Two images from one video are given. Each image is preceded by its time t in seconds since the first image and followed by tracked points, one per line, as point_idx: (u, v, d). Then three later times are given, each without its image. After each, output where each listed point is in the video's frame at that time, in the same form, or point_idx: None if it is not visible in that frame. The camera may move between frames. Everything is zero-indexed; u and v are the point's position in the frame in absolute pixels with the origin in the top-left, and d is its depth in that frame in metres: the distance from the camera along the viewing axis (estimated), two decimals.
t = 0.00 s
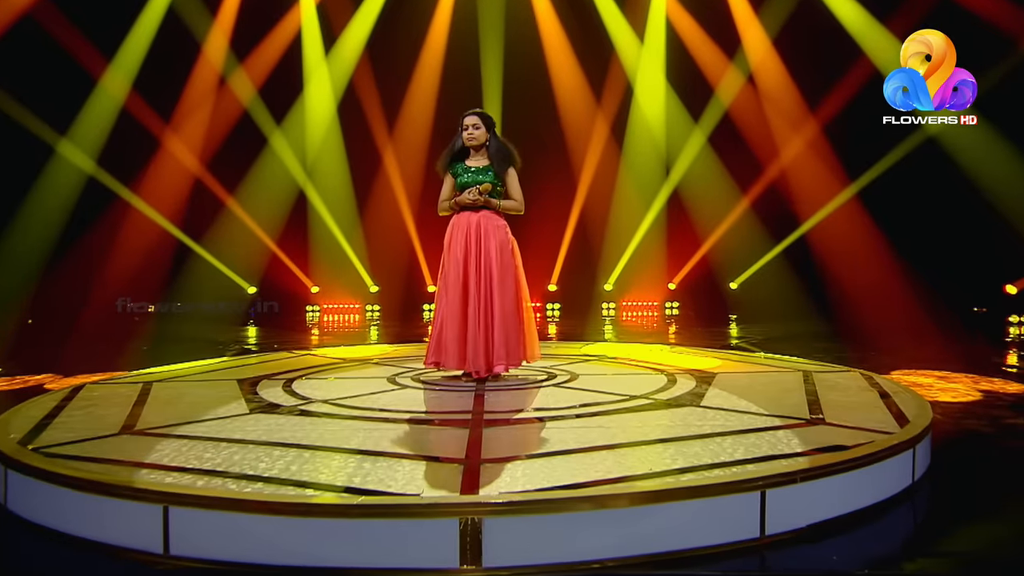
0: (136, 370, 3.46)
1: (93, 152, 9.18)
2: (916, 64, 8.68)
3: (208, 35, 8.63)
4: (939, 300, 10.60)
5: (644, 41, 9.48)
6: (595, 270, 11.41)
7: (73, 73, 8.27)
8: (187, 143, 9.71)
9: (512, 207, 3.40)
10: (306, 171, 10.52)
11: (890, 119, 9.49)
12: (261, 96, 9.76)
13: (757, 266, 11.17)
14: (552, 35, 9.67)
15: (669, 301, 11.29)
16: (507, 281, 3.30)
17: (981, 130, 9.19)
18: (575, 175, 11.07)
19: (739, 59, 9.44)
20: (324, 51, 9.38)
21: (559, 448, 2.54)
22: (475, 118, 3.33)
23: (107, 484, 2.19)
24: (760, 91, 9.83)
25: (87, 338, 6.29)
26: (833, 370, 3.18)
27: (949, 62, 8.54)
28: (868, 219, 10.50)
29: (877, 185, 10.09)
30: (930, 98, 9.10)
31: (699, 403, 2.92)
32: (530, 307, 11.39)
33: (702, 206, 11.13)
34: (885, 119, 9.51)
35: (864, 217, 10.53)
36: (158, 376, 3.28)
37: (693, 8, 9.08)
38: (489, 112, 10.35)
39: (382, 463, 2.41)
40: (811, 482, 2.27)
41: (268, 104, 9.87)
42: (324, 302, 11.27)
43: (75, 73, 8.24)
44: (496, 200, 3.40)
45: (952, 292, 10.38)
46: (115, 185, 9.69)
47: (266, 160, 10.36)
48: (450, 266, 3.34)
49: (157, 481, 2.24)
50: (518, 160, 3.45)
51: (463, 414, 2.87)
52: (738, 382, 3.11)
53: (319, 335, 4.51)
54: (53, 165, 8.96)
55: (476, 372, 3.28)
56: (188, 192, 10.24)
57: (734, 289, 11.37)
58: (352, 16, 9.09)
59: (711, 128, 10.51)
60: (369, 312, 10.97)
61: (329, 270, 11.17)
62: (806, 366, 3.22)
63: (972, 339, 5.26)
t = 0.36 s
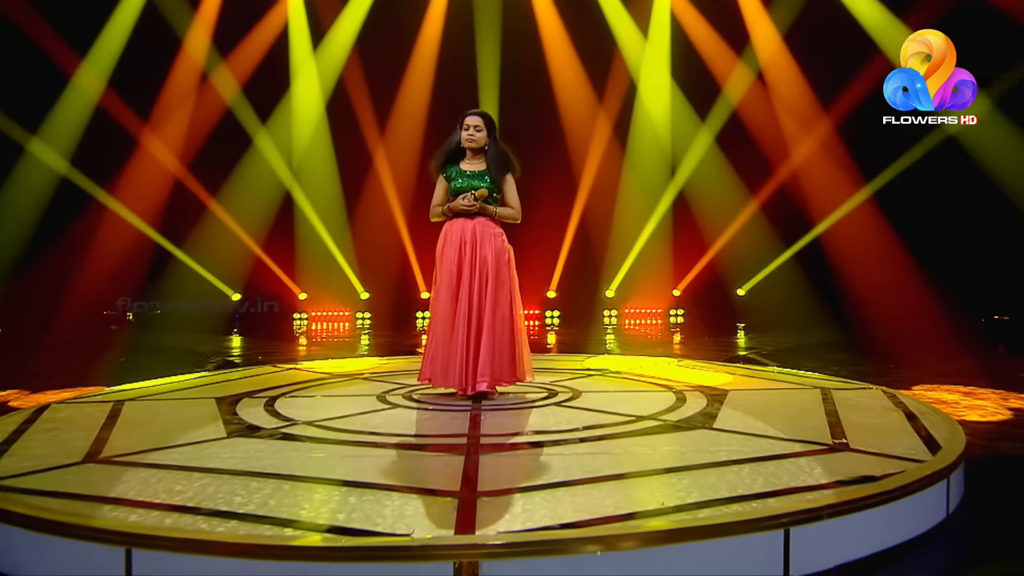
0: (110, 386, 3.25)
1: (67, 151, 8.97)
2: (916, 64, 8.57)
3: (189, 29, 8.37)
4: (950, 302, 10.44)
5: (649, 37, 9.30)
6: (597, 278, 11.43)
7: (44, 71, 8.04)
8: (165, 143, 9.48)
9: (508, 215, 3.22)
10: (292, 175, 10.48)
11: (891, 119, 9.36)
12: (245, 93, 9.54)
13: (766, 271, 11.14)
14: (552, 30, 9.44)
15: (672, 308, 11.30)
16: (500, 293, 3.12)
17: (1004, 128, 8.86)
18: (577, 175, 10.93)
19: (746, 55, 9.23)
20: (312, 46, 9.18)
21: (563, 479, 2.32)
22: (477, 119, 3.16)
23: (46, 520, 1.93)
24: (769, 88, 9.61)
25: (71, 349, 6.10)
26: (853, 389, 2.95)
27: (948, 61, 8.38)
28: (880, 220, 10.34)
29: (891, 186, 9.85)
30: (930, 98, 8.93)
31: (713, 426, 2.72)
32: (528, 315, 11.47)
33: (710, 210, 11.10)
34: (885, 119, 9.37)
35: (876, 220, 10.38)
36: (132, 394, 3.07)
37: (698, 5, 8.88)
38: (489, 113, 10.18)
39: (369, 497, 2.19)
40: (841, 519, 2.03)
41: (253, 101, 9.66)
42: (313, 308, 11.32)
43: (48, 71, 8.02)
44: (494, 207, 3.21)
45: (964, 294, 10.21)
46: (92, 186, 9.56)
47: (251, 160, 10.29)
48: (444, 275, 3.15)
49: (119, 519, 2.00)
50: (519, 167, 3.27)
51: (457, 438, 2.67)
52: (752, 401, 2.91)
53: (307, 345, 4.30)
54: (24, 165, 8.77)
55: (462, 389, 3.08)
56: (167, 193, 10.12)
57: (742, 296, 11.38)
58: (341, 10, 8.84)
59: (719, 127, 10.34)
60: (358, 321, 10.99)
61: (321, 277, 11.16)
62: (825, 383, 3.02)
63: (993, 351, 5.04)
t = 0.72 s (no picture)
0: (78, 406, 3.03)
1: (36, 151, 8.69)
2: (916, 64, 8.45)
3: (169, 21, 8.02)
4: (971, 306, 10.10)
5: (653, 31, 8.98)
6: (600, 284, 11.45)
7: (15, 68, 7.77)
8: (141, 141, 9.27)
9: (506, 222, 3.09)
10: (278, 176, 10.50)
11: (890, 119, 9.25)
12: (227, 90, 9.37)
13: (777, 278, 11.01)
14: (552, 24, 9.11)
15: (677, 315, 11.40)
16: (510, 304, 2.98)
17: None
18: (579, 177, 10.91)
19: (756, 51, 8.96)
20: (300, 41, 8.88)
21: (568, 513, 2.12)
22: (478, 121, 3.00)
23: None
24: (781, 85, 9.37)
25: (47, 359, 5.89)
26: (877, 408, 2.75)
27: (949, 61, 8.23)
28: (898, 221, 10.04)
29: (909, 187, 9.57)
30: (930, 97, 8.81)
31: (728, 450, 2.54)
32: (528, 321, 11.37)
33: (717, 212, 11.03)
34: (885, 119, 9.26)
35: (894, 222, 10.07)
36: (101, 416, 2.86)
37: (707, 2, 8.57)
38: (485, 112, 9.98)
39: (356, 536, 1.96)
40: (874, 563, 1.79)
41: (236, 97, 9.49)
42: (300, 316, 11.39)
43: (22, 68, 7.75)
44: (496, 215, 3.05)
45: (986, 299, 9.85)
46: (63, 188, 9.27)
47: (236, 158, 10.18)
48: (452, 289, 2.91)
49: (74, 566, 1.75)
50: (510, 172, 3.15)
51: (452, 465, 2.47)
52: (767, 423, 2.72)
53: (292, 356, 4.09)
54: None
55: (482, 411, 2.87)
56: (144, 194, 9.92)
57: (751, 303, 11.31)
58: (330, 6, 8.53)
59: (726, 127, 10.26)
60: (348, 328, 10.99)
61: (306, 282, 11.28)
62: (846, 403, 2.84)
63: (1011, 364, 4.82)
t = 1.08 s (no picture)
0: (42, 427, 2.83)
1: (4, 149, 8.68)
2: (916, 64, 8.44)
3: (146, 15, 7.75)
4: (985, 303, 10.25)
5: (657, 24, 8.77)
6: (602, 289, 11.28)
7: None
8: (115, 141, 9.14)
9: (506, 227, 2.91)
10: (262, 177, 10.30)
11: (890, 119, 9.15)
12: (208, 87, 9.12)
13: (790, 283, 10.90)
14: (550, 15, 8.89)
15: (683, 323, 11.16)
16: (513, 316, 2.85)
17: None
18: (581, 179, 10.66)
19: (767, 45, 8.73)
20: (286, 33, 8.63)
21: (571, 552, 1.84)
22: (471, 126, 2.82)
23: None
24: (793, 81, 9.11)
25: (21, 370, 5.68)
26: (904, 429, 2.60)
27: (949, 62, 8.25)
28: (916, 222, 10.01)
29: (928, 188, 9.51)
30: (930, 97, 8.84)
31: (746, 478, 2.33)
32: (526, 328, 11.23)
33: (726, 214, 10.81)
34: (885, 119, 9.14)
35: (913, 222, 10.03)
36: (66, 440, 2.65)
37: None
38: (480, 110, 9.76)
39: None
40: None
41: (218, 96, 9.27)
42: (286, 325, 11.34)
43: None
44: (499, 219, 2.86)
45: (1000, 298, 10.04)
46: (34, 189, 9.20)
47: (213, 155, 9.95)
48: (460, 303, 2.74)
49: None
50: (507, 172, 2.98)
51: (448, 496, 2.25)
52: (787, 448, 2.53)
53: (278, 372, 3.90)
54: None
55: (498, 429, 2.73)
56: (118, 196, 9.85)
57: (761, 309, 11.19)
58: None
59: (736, 125, 9.99)
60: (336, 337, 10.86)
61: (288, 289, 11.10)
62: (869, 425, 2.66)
63: None
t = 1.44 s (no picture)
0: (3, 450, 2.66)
1: None
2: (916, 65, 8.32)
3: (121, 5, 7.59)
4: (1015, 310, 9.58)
5: (664, 16, 8.67)
6: (603, 295, 10.90)
7: None
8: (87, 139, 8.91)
9: (514, 231, 2.68)
10: (244, 177, 9.98)
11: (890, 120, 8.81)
12: (187, 82, 8.87)
13: (805, 288, 10.46)
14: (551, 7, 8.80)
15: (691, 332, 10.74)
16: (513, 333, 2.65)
17: None
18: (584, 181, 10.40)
19: (781, 38, 8.61)
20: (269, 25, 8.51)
21: None
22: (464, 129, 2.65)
23: None
24: (808, 75, 8.87)
25: None
26: (936, 454, 2.42)
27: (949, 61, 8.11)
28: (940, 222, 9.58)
29: (954, 188, 9.06)
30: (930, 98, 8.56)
31: (771, 510, 2.12)
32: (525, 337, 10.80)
33: (736, 215, 10.50)
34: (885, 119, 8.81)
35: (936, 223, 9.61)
36: (25, 466, 2.47)
37: None
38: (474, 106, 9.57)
39: None
40: None
41: (197, 91, 9.01)
42: (270, 333, 10.73)
43: None
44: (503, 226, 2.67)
45: None
46: None
47: (194, 153, 9.67)
48: (448, 318, 2.58)
49: None
50: (512, 169, 2.76)
51: (442, 530, 2.02)
52: (810, 476, 2.33)
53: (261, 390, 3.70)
54: None
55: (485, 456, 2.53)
56: (93, 190, 9.54)
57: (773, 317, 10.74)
58: None
59: (747, 121, 9.71)
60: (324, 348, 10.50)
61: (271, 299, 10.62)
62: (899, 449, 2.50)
63: None
